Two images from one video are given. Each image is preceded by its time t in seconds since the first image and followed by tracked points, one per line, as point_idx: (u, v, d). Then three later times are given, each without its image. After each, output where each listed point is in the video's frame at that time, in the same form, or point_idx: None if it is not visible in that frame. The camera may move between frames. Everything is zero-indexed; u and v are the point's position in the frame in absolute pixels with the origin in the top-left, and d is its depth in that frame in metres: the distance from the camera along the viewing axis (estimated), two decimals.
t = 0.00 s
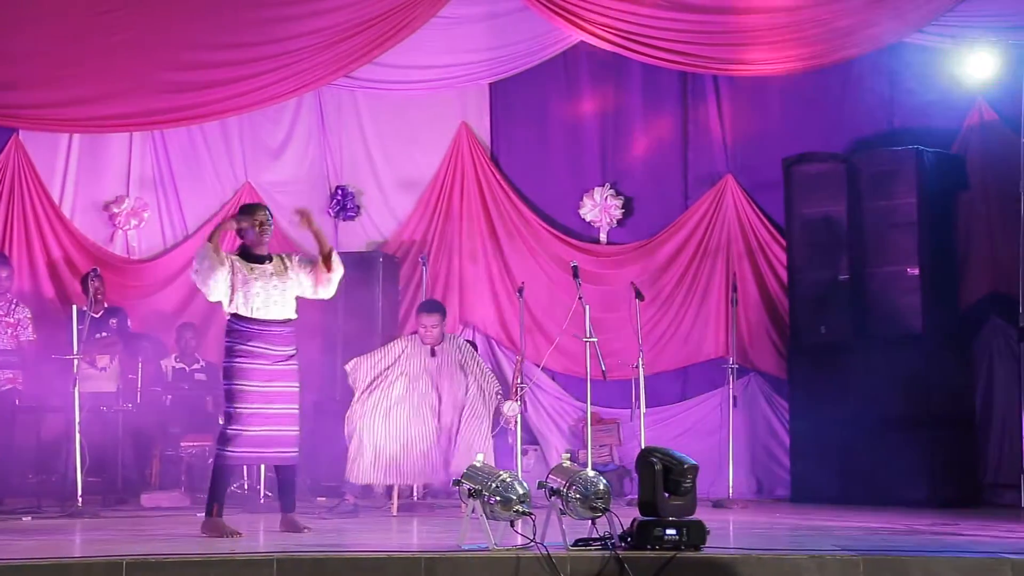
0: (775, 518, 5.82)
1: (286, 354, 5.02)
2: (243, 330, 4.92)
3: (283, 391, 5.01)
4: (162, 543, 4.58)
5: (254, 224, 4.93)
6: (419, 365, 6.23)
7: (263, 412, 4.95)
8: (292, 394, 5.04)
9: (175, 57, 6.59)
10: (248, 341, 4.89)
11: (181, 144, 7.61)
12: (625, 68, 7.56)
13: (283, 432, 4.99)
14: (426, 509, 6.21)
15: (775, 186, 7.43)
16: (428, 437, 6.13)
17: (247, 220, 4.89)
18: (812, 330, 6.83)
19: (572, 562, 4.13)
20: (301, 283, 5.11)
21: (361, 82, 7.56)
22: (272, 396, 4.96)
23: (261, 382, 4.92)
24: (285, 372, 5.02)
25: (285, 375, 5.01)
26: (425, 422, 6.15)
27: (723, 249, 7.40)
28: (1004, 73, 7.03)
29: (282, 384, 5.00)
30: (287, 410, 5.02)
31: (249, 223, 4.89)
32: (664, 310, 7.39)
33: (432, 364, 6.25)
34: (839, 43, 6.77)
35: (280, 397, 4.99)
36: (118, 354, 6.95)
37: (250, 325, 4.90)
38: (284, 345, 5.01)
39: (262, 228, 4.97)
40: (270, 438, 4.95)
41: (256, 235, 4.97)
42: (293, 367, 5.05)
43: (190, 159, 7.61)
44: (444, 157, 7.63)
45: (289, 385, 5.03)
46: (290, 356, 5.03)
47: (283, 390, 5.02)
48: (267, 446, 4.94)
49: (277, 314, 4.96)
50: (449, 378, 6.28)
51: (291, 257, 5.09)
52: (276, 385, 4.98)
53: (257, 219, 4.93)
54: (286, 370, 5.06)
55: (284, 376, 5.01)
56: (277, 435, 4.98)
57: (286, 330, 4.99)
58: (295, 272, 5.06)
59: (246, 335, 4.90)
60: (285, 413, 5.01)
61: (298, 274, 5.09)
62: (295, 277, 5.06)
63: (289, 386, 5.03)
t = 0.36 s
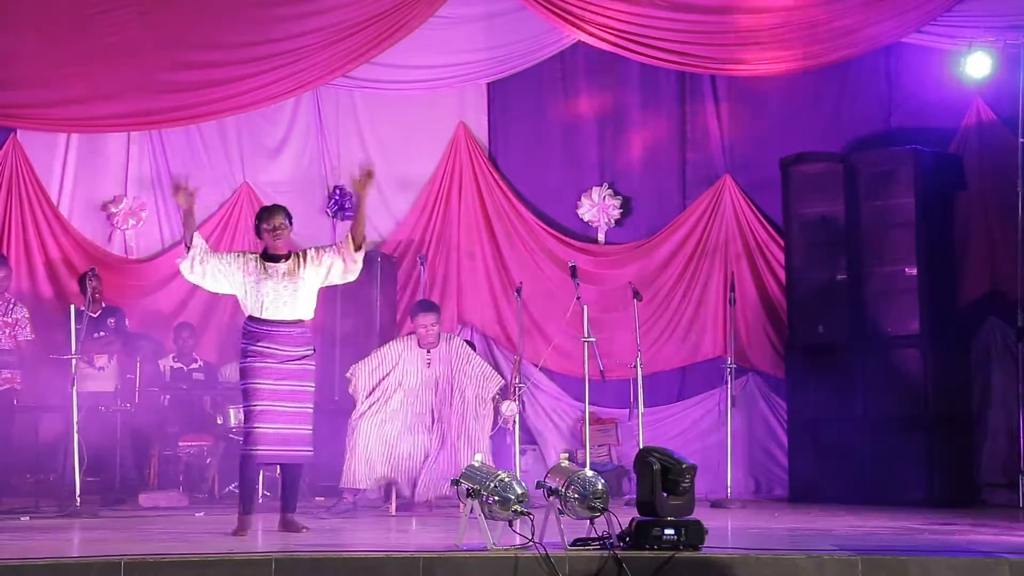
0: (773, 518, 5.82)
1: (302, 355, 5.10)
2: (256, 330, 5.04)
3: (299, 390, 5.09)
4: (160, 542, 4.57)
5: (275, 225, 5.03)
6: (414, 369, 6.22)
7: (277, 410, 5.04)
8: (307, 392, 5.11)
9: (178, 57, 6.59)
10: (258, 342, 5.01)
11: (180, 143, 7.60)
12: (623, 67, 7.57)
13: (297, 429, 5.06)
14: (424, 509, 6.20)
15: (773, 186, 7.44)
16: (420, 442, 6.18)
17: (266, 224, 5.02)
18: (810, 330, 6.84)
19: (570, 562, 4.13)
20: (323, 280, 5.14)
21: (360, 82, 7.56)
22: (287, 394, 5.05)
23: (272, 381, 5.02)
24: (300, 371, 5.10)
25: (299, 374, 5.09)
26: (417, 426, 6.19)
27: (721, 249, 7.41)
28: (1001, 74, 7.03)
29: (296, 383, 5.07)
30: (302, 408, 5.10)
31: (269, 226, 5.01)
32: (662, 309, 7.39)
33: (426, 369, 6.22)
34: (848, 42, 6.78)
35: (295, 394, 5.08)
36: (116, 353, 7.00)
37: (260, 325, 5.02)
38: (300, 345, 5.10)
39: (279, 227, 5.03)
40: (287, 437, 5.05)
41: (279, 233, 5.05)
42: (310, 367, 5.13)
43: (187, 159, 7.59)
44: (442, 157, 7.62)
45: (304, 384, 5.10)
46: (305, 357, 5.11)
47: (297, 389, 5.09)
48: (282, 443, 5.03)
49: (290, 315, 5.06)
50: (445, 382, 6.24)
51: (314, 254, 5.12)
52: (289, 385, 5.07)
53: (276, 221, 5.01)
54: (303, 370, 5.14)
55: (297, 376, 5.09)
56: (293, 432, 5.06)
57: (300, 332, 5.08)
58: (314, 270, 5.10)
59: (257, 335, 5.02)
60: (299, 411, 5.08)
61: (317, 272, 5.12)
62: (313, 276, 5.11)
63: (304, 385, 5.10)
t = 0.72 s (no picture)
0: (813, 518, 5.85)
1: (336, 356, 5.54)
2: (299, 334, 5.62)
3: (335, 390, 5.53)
4: (206, 540, 4.61)
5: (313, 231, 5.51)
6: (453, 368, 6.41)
7: (311, 412, 5.54)
8: (338, 392, 5.53)
9: (228, 58, 6.81)
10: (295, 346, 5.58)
11: (222, 143, 7.51)
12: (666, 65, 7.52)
13: (336, 429, 5.50)
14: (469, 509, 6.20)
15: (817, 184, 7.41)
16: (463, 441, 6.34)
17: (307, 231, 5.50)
18: (855, 329, 6.80)
19: (615, 561, 4.12)
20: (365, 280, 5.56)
21: (401, 81, 7.53)
22: (324, 396, 5.52)
23: (306, 384, 5.54)
24: (337, 373, 5.54)
25: (331, 377, 5.53)
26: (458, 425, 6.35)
27: (764, 248, 7.40)
28: None
29: (329, 385, 5.52)
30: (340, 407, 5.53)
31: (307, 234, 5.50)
32: (705, 310, 7.38)
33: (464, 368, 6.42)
34: (884, 41, 7.02)
35: (333, 396, 5.52)
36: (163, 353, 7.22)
37: (301, 330, 5.56)
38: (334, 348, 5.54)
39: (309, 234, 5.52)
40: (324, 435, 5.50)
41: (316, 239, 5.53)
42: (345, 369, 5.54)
43: (230, 160, 7.52)
44: (485, 155, 7.56)
45: (340, 385, 5.54)
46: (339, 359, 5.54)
47: (330, 390, 5.53)
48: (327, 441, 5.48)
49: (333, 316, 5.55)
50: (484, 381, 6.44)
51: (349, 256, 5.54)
52: (325, 386, 5.53)
53: (310, 230, 5.50)
54: (339, 370, 5.55)
55: (326, 376, 5.53)
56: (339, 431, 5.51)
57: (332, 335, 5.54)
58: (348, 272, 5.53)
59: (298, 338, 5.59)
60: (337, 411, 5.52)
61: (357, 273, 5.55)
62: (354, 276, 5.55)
63: (338, 385, 5.53)
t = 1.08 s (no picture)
0: (858, 518, 5.83)
1: (341, 356, 5.35)
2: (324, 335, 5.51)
3: (339, 390, 5.36)
4: (246, 540, 4.61)
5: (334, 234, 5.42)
6: (495, 368, 6.26)
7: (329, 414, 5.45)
8: (339, 393, 5.36)
9: (258, 60, 6.71)
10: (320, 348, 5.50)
11: (264, 145, 7.69)
12: (705, 64, 7.55)
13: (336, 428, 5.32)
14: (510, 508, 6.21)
15: (858, 183, 7.38)
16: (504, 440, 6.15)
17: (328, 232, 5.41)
18: (896, 329, 6.75)
19: (654, 562, 4.12)
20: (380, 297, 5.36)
21: (441, 81, 7.59)
22: (331, 394, 5.39)
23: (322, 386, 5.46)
24: (344, 372, 5.35)
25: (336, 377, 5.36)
26: (499, 425, 6.18)
27: (805, 247, 7.33)
28: None
29: (333, 385, 5.37)
30: (342, 406, 5.35)
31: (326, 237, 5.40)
32: (745, 310, 7.34)
33: (507, 368, 6.25)
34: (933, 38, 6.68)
35: (337, 396, 5.36)
36: (204, 353, 7.16)
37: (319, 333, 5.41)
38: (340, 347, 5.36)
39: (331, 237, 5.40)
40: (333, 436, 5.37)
41: (338, 244, 5.43)
42: (346, 369, 5.33)
43: (272, 160, 7.68)
44: (524, 155, 7.62)
45: (344, 385, 5.35)
46: (342, 359, 5.35)
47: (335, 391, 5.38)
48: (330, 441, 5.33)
49: (347, 320, 5.35)
50: (525, 381, 6.25)
51: (363, 266, 5.36)
52: (332, 386, 5.39)
53: (327, 232, 5.39)
54: (343, 370, 5.36)
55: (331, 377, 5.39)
56: (344, 431, 5.33)
57: (336, 336, 5.35)
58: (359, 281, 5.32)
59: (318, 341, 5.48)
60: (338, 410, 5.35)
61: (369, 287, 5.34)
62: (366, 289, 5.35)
63: (342, 385, 5.35)
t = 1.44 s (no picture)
0: (880, 518, 5.83)
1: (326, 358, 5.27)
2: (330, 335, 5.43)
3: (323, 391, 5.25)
4: (263, 540, 4.60)
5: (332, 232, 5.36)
6: (511, 368, 6.26)
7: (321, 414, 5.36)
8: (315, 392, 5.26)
9: (276, 59, 6.70)
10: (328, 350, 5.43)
11: (283, 145, 7.71)
12: (724, 64, 7.55)
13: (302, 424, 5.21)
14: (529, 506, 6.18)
15: (877, 183, 7.36)
16: (521, 441, 6.15)
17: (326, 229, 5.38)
18: (916, 328, 6.74)
19: (673, 562, 4.11)
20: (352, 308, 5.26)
21: (459, 82, 7.61)
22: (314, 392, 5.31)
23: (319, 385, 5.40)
24: (328, 373, 5.25)
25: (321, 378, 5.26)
26: (516, 426, 6.17)
27: (824, 247, 7.32)
28: None
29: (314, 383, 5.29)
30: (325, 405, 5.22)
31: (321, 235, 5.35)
32: (763, 310, 7.32)
33: (523, 369, 6.24)
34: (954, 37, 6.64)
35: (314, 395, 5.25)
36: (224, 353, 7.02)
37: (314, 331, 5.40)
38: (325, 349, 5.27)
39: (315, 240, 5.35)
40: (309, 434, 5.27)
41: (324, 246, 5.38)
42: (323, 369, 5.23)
43: (291, 161, 7.70)
44: (542, 155, 7.61)
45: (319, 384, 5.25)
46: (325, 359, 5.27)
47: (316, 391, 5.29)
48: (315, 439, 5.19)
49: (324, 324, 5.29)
50: (541, 382, 6.22)
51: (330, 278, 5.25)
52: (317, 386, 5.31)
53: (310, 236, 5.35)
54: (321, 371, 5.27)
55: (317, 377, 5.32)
56: (327, 431, 5.19)
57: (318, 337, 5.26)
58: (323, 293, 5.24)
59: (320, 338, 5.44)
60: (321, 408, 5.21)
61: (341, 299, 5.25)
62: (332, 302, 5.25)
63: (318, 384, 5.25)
